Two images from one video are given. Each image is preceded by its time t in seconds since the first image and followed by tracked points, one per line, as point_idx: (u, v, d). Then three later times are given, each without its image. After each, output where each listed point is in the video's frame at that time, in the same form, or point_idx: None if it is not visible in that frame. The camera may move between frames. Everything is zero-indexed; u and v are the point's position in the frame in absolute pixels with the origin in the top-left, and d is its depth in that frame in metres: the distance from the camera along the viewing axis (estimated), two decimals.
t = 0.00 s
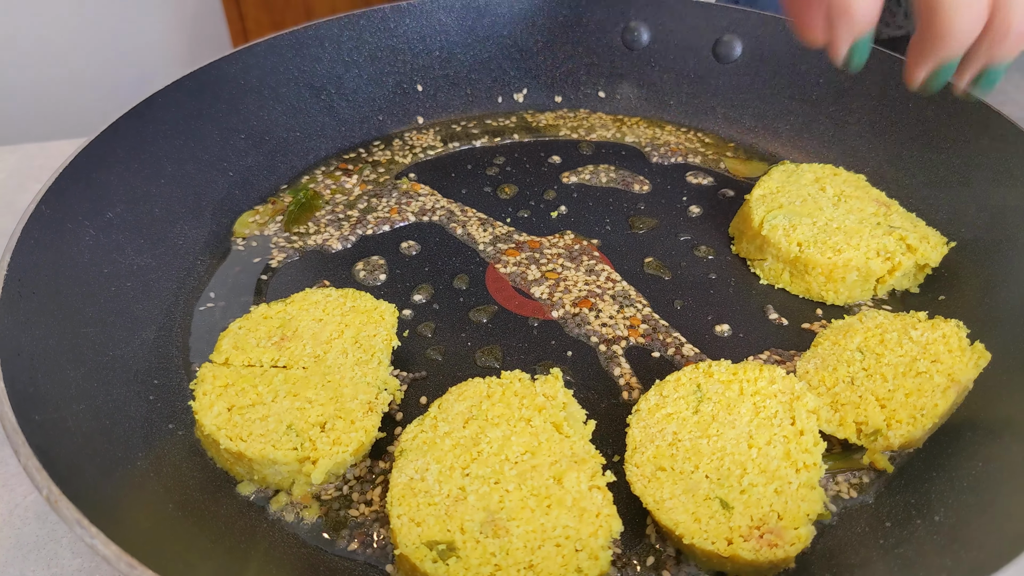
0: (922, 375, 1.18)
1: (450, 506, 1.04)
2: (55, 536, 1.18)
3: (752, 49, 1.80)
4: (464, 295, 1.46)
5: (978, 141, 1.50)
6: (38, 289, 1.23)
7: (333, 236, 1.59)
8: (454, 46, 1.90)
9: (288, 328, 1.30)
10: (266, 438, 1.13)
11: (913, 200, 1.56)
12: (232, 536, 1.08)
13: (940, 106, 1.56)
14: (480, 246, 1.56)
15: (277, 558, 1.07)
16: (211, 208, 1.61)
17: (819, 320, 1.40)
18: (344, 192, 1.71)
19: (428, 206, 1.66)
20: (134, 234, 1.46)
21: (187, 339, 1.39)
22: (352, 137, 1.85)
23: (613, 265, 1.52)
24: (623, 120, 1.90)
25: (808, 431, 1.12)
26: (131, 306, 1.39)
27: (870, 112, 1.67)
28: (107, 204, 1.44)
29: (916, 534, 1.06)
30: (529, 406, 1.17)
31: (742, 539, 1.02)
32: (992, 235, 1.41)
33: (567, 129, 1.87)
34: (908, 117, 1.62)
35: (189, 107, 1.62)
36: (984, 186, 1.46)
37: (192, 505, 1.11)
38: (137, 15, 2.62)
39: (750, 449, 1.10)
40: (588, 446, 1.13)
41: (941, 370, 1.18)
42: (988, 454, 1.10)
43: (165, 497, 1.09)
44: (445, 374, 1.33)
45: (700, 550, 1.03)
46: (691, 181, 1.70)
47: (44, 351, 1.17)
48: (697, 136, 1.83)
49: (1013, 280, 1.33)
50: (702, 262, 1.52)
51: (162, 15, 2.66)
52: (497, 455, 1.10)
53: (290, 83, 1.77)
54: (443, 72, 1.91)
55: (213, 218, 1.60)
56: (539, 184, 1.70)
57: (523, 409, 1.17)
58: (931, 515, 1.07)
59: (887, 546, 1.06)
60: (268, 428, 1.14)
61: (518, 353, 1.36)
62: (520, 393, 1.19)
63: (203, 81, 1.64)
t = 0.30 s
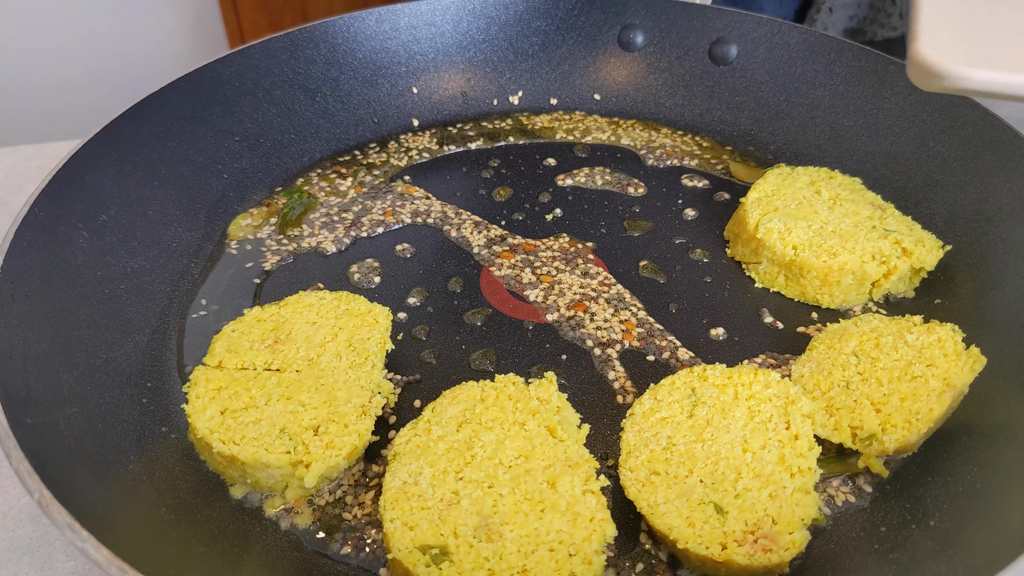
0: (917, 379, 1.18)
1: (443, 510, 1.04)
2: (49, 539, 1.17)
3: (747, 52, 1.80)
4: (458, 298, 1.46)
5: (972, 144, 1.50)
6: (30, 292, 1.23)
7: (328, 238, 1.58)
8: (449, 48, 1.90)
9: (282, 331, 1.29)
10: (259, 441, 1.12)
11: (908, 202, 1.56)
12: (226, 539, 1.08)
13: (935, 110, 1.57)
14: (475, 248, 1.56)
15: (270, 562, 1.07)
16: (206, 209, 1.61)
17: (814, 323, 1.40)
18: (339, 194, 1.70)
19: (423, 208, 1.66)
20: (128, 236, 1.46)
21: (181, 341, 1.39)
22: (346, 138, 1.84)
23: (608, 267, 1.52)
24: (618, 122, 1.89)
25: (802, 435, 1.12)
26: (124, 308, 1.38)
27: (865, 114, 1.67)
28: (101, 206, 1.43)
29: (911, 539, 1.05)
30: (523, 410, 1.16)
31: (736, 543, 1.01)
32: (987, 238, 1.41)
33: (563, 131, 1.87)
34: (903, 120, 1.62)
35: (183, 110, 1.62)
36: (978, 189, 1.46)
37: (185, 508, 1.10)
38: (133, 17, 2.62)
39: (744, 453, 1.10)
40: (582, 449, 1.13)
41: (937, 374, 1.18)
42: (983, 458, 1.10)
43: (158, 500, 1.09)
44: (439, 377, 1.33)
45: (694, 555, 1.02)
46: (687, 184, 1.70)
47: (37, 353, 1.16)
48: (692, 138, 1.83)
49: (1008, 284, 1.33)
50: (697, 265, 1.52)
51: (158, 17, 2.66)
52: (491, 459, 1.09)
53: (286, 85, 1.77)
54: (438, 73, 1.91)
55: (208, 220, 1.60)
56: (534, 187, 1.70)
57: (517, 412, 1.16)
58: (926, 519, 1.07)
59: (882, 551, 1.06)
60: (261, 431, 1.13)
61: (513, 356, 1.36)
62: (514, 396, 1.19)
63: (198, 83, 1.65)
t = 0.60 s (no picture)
0: (919, 378, 1.18)
1: (445, 509, 1.04)
2: (51, 537, 1.17)
3: (749, 51, 1.80)
4: (460, 296, 1.46)
5: (975, 143, 1.50)
6: (32, 290, 1.23)
7: (329, 236, 1.58)
8: (450, 47, 1.90)
9: (283, 330, 1.29)
10: (260, 439, 1.12)
11: (910, 201, 1.56)
12: (227, 537, 1.08)
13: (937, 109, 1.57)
14: (476, 247, 1.56)
15: (272, 560, 1.06)
16: (207, 208, 1.61)
17: (816, 323, 1.40)
18: (340, 193, 1.70)
19: (424, 207, 1.65)
20: (129, 235, 1.45)
21: (182, 340, 1.39)
22: (347, 137, 1.84)
23: (609, 266, 1.51)
24: (620, 121, 1.89)
25: (805, 434, 1.12)
26: (126, 307, 1.38)
27: (867, 113, 1.67)
28: (103, 204, 1.43)
29: (913, 538, 1.05)
30: (524, 409, 1.16)
31: (738, 542, 1.01)
32: (989, 237, 1.41)
33: (565, 130, 1.87)
34: (905, 119, 1.62)
35: (185, 109, 1.63)
36: (980, 188, 1.46)
37: (187, 507, 1.10)
38: (135, 16, 2.62)
39: (746, 452, 1.10)
40: (584, 448, 1.13)
41: (939, 373, 1.18)
42: (985, 457, 1.10)
43: (159, 499, 1.09)
44: (440, 375, 1.33)
45: (696, 553, 1.02)
46: (688, 183, 1.70)
47: (39, 352, 1.16)
48: (694, 138, 1.83)
49: (1011, 283, 1.32)
50: (699, 263, 1.52)
51: (159, 16, 2.67)
52: (492, 457, 1.09)
53: (287, 84, 1.77)
54: (439, 72, 1.91)
55: (209, 218, 1.60)
56: (535, 186, 1.70)
57: (519, 411, 1.16)
58: (928, 518, 1.07)
59: (884, 550, 1.06)
60: (262, 429, 1.13)
61: (514, 354, 1.36)
62: (516, 395, 1.19)
63: (200, 82, 1.65)
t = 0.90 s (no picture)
0: (920, 377, 1.18)
1: (448, 509, 1.04)
2: (54, 538, 1.18)
3: (750, 51, 1.80)
4: (461, 297, 1.46)
5: (976, 142, 1.50)
6: (35, 291, 1.23)
7: (331, 237, 1.58)
8: (451, 47, 1.90)
9: (286, 330, 1.30)
10: (263, 440, 1.12)
11: (911, 201, 1.56)
12: (231, 538, 1.08)
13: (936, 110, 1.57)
14: (477, 248, 1.56)
15: (275, 561, 1.07)
16: (209, 209, 1.61)
17: (817, 322, 1.40)
18: (341, 193, 1.70)
19: (425, 207, 1.66)
20: (132, 236, 1.46)
21: (184, 341, 1.39)
22: (348, 137, 1.84)
23: (611, 266, 1.52)
24: (621, 121, 1.89)
25: (806, 434, 1.12)
26: (128, 308, 1.38)
27: (868, 113, 1.67)
28: (105, 206, 1.44)
29: (915, 537, 1.06)
30: (526, 409, 1.17)
31: (740, 542, 1.02)
32: (989, 237, 1.41)
33: (565, 130, 1.87)
34: (905, 119, 1.62)
35: (186, 109, 1.63)
36: (980, 188, 1.46)
37: (190, 508, 1.10)
38: (135, 16, 2.61)
39: (748, 452, 1.10)
40: (586, 449, 1.13)
41: (940, 372, 1.18)
42: (986, 457, 1.10)
43: (163, 500, 1.09)
44: (442, 376, 1.33)
45: (698, 553, 1.03)
46: (689, 183, 1.70)
47: (42, 353, 1.16)
48: (695, 137, 1.83)
49: (1011, 282, 1.33)
50: (700, 263, 1.52)
51: (159, 16, 2.66)
52: (495, 458, 1.10)
53: (288, 84, 1.77)
54: (440, 73, 1.91)
55: (211, 219, 1.60)
56: (536, 186, 1.70)
57: (521, 411, 1.16)
58: (929, 518, 1.07)
59: (885, 550, 1.06)
60: (265, 430, 1.14)
61: (516, 355, 1.36)
62: (518, 395, 1.19)
63: (201, 82, 1.65)
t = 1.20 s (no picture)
0: (918, 379, 1.19)
1: (449, 510, 1.05)
2: (56, 539, 1.18)
3: (749, 54, 1.81)
4: (462, 299, 1.47)
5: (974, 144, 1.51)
6: (38, 293, 1.24)
7: (332, 239, 1.59)
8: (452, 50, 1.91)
9: (288, 332, 1.30)
10: (266, 442, 1.13)
11: (910, 203, 1.57)
12: (233, 538, 1.09)
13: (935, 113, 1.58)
14: (479, 250, 1.57)
15: (277, 561, 1.07)
16: (211, 211, 1.62)
17: (816, 324, 1.41)
18: (343, 196, 1.71)
19: (426, 209, 1.67)
20: (135, 238, 1.47)
21: (187, 342, 1.40)
22: (350, 140, 1.85)
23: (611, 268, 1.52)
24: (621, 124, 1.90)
25: (805, 435, 1.13)
26: (131, 309, 1.39)
27: (867, 116, 1.68)
28: (108, 208, 1.44)
29: (912, 538, 1.06)
30: (527, 410, 1.18)
31: (739, 542, 1.02)
32: (987, 240, 1.42)
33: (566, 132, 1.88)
34: (904, 121, 1.63)
35: (188, 111, 1.64)
36: (977, 190, 1.48)
37: (193, 508, 1.11)
38: (136, 19, 2.63)
39: (747, 453, 1.11)
40: (586, 450, 1.14)
41: (937, 374, 1.19)
42: (983, 457, 1.11)
43: (166, 500, 1.10)
44: (443, 377, 1.34)
45: (697, 554, 1.03)
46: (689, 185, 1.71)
47: (45, 355, 1.17)
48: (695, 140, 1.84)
49: (1009, 284, 1.34)
50: (699, 266, 1.53)
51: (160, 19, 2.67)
52: (496, 459, 1.10)
53: (290, 87, 1.78)
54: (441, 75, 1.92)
55: (212, 221, 1.61)
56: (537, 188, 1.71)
57: (522, 413, 1.17)
58: (926, 518, 1.08)
59: (883, 550, 1.07)
60: (267, 432, 1.14)
61: (517, 357, 1.37)
62: (519, 397, 1.20)
63: (203, 86, 1.66)
